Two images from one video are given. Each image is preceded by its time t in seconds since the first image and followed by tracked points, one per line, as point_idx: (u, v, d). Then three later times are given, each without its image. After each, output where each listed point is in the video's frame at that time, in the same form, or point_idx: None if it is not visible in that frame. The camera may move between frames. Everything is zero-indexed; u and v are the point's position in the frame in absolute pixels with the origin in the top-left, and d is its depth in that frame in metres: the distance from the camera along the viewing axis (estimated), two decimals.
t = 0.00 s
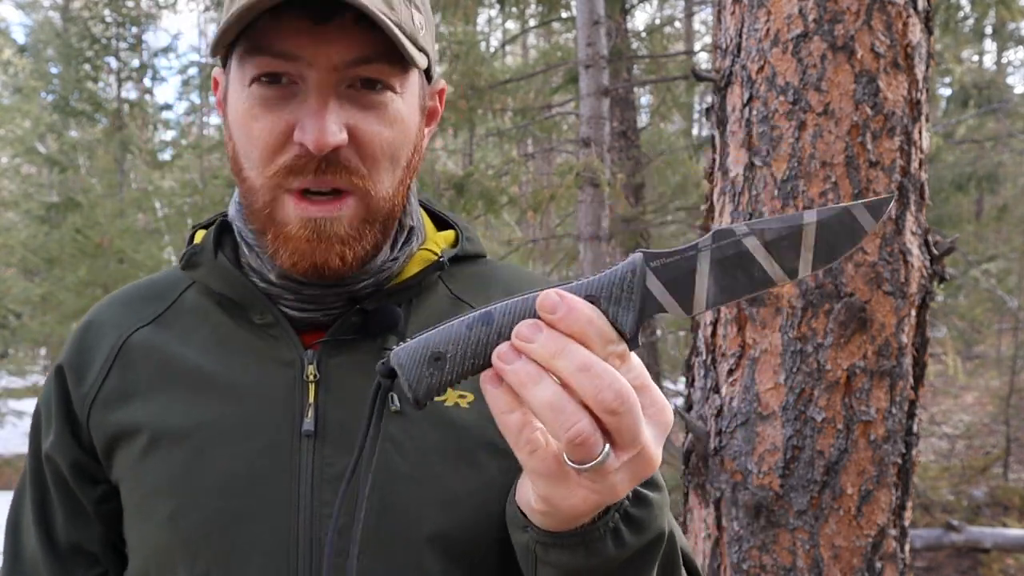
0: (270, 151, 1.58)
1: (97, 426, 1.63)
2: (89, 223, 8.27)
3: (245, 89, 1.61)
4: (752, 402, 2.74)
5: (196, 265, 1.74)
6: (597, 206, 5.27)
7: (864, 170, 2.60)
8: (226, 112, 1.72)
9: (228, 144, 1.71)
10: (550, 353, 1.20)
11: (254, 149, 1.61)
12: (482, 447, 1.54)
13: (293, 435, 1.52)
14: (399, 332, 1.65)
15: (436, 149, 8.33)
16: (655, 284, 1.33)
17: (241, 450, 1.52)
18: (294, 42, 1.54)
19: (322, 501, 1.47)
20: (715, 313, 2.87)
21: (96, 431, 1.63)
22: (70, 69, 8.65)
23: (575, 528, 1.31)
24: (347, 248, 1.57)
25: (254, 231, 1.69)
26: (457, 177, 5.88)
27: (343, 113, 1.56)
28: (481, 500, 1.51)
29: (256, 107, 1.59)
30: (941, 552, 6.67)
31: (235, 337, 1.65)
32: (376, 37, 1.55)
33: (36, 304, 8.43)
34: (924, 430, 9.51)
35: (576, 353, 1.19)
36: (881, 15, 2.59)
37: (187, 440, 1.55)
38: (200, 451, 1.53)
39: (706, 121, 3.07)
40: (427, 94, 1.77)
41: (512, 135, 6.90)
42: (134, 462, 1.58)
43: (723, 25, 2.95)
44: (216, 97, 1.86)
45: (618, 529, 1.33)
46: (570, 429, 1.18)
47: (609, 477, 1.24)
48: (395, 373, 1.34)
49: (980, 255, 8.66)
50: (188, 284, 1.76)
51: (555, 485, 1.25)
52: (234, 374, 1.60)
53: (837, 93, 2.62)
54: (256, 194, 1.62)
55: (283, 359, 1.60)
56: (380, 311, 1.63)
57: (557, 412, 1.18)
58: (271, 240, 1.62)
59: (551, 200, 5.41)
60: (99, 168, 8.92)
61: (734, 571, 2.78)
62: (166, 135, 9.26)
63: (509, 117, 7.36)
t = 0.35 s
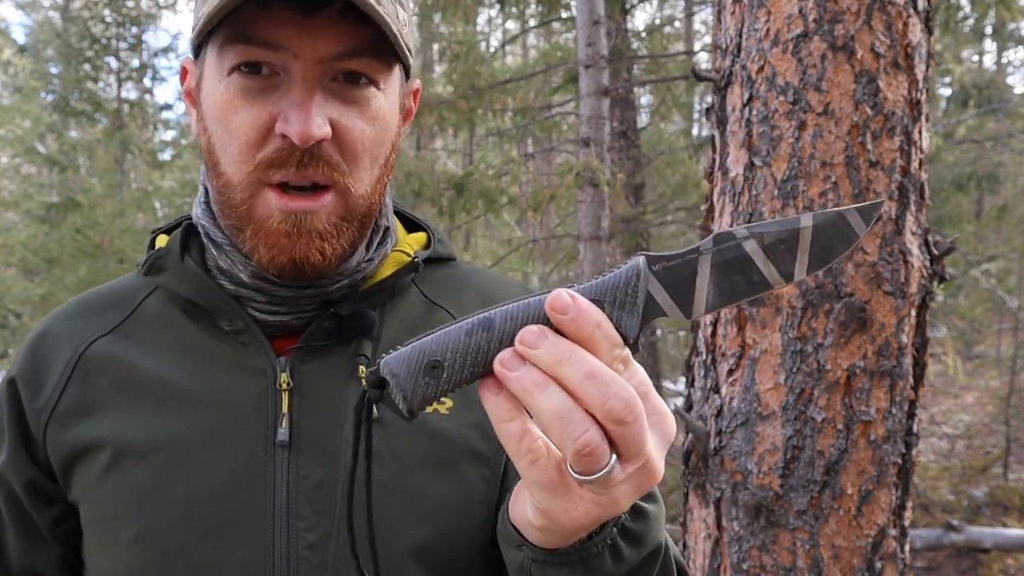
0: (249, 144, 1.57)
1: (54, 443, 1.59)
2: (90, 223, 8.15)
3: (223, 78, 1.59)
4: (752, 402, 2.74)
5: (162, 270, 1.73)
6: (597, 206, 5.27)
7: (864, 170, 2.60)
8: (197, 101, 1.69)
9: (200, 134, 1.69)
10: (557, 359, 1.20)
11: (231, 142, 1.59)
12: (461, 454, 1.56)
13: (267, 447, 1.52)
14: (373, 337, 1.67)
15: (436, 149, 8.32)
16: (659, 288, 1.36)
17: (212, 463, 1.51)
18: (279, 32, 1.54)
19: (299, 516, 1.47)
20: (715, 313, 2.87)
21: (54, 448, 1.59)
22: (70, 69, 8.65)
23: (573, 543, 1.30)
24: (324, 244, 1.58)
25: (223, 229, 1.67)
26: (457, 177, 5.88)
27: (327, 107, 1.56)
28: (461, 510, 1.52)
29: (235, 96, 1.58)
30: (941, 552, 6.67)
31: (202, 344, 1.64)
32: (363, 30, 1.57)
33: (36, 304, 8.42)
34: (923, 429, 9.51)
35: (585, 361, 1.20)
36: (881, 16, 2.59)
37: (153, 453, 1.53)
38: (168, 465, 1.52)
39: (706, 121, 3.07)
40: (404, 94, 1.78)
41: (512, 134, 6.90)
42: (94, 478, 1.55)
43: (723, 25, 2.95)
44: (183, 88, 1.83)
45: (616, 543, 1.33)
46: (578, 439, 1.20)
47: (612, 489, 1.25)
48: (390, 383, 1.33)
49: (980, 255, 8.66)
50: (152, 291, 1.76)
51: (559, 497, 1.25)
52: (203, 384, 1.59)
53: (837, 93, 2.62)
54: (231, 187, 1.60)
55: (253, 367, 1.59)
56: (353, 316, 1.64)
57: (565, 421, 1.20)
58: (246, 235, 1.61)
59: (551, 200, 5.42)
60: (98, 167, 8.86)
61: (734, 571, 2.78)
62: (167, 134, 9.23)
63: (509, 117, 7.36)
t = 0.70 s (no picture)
0: (210, 152, 1.58)
1: (29, 449, 1.58)
2: (89, 223, 8.16)
3: (186, 82, 1.61)
4: (752, 402, 2.74)
5: (136, 276, 1.72)
6: (597, 206, 5.26)
7: (864, 170, 2.60)
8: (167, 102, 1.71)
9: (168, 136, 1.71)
10: (494, 353, 1.20)
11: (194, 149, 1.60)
12: (441, 460, 1.57)
13: (244, 450, 1.52)
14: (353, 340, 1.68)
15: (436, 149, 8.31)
16: (614, 292, 1.36)
17: (188, 466, 1.51)
18: (238, 38, 1.54)
19: (276, 520, 1.46)
20: (715, 312, 2.87)
21: (29, 453, 1.58)
22: (70, 69, 8.64)
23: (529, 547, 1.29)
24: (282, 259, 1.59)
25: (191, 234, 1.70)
26: (457, 177, 5.87)
27: (284, 117, 1.56)
28: (440, 514, 1.53)
29: (196, 102, 1.59)
30: (941, 552, 6.67)
31: (178, 348, 1.64)
32: (323, 38, 1.55)
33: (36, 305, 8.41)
34: (923, 430, 9.51)
35: (520, 359, 1.20)
36: (880, 16, 2.59)
37: (128, 456, 1.52)
38: (143, 469, 1.51)
39: (706, 121, 3.06)
40: (381, 100, 1.78)
41: (511, 134, 6.91)
42: (68, 483, 1.54)
43: (723, 25, 2.95)
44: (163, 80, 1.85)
45: (579, 556, 1.34)
46: (511, 437, 1.19)
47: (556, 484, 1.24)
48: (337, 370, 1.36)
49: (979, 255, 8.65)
50: (127, 296, 1.75)
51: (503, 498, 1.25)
52: (180, 387, 1.59)
53: (837, 93, 2.62)
54: (191, 192, 1.63)
55: (228, 372, 1.59)
56: (333, 319, 1.66)
57: (498, 420, 1.19)
58: (205, 243, 1.63)
59: (551, 200, 5.41)
60: (98, 167, 8.97)
61: (734, 571, 2.78)
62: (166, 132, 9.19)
63: (509, 117, 7.36)
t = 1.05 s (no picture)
0: (244, 187, 1.51)
1: (26, 441, 1.58)
2: (89, 223, 8.17)
3: (221, 110, 1.50)
4: (752, 402, 2.74)
5: (135, 269, 1.70)
6: (597, 206, 5.26)
7: (864, 170, 2.60)
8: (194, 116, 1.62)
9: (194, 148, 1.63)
10: (467, 348, 1.23)
11: (223, 176, 1.53)
12: (438, 459, 1.58)
13: (242, 448, 1.53)
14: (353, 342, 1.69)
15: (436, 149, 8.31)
16: (598, 284, 1.29)
17: (185, 464, 1.52)
18: (287, 86, 1.42)
19: (273, 520, 1.49)
20: (715, 313, 2.87)
21: (24, 446, 1.58)
22: (70, 69, 8.62)
23: (534, 536, 1.30)
24: (303, 282, 1.58)
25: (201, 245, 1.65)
26: (457, 177, 5.87)
27: (330, 166, 1.49)
28: (434, 515, 1.53)
29: (234, 135, 1.50)
30: (941, 552, 6.67)
31: (177, 344, 1.65)
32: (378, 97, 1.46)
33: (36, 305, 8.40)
34: (923, 430, 9.50)
35: (493, 349, 1.23)
36: (881, 15, 2.58)
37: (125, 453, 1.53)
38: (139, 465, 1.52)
39: (706, 121, 3.06)
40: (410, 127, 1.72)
41: (512, 134, 6.91)
42: (63, 478, 1.54)
43: (724, 25, 2.95)
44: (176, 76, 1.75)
45: (585, 545, 1.36)
46: (491, 417, 1.25)
47: (548, 471, 1.25)
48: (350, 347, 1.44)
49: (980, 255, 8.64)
50: (125, 289, 1.75)
51: (501, 488, 1.26)
52: (178, 384, 1.60)
53: (837, 93, 2.61)
54: (218, 216, 1.57)
55: (228, 370, 1.61)
56: (334, 323, 1.66)
57: (478, 404, 1.26)
58: (226, 261, 1.60)
59: (551, 200, 5.41)
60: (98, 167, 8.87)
61: (734, 571, 2.78)
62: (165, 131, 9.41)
63: (509, 117, 7.36)
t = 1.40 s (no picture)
0: (294, 177, 1.54)
1: (46, 442, 1.58)
2: (89, 223, 8.17)
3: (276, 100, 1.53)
4: (752, 402, 2.73)
5: (157, 273, 1.68)
6: (597, 206, 5.25)
7: (864, 171, 2.60)
8: (237, 106, 1.63)
9: (234, 139, 1.64)
10: (493, 401, 1.23)
11: (273, 168, 1.55)
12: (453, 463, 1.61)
13: (262, 453, 1.54)
14: (369, 345, 1.70)
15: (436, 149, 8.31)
16: (625, 336, 1.36)
17: (208, 470, 1.54)
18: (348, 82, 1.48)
19: (292, 524, 1.51)
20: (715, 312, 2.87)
21: (45, 447, 1.58)
22: (70, 69, 8.61)
23: None
24: (338, 276, 1.60)
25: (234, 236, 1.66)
26: (457, 177, 5.87)
27: (381, 162, 1.54)
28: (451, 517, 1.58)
29: (289, 125, 1.53)
30: (941, 553, 6.66)
31: (196, 349, 1.64)
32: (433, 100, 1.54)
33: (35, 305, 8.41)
34: (923, 430, 9.50)
35: (519, 404, 1.23)
36: (881, 16, 2.58)
37: (150, 458, 1.54)
38: (164, 471, 1.54)
39: (706, 121, 3.07)
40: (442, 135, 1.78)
41: (512, 135, 6.91)
42: (88, 480, 1.56)
43: (724, 25, 2.95)
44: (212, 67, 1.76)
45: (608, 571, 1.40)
46: (523, 472, 1.25)
47: (580, 517, 1.28)
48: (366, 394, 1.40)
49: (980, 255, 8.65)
50: (140, 288, 1.72)
51: (536, 538, 1.29)
52: (199, 389, 1.60)
53: (837, 93, 2.61)
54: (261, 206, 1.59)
55: (249, 375, 1.60)
56: (352, 326, 1.67)
57: (507, 457, 1.26)
58: (264, 252, 1.61)
59: (551, 200, 5.41)
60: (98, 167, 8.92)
61: (734, 571, 2.78)
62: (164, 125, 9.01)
63: (509, 117, 7.35)
